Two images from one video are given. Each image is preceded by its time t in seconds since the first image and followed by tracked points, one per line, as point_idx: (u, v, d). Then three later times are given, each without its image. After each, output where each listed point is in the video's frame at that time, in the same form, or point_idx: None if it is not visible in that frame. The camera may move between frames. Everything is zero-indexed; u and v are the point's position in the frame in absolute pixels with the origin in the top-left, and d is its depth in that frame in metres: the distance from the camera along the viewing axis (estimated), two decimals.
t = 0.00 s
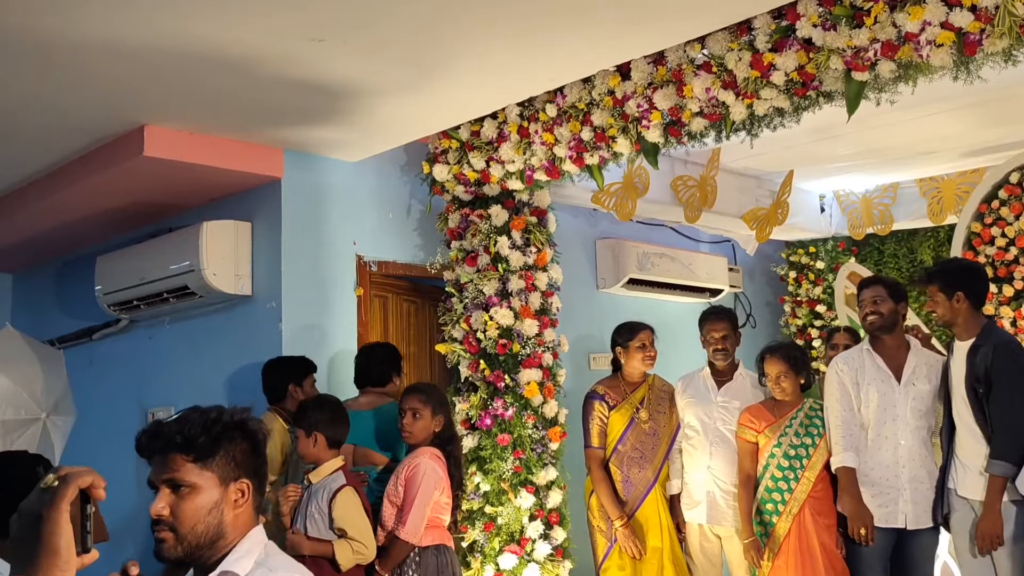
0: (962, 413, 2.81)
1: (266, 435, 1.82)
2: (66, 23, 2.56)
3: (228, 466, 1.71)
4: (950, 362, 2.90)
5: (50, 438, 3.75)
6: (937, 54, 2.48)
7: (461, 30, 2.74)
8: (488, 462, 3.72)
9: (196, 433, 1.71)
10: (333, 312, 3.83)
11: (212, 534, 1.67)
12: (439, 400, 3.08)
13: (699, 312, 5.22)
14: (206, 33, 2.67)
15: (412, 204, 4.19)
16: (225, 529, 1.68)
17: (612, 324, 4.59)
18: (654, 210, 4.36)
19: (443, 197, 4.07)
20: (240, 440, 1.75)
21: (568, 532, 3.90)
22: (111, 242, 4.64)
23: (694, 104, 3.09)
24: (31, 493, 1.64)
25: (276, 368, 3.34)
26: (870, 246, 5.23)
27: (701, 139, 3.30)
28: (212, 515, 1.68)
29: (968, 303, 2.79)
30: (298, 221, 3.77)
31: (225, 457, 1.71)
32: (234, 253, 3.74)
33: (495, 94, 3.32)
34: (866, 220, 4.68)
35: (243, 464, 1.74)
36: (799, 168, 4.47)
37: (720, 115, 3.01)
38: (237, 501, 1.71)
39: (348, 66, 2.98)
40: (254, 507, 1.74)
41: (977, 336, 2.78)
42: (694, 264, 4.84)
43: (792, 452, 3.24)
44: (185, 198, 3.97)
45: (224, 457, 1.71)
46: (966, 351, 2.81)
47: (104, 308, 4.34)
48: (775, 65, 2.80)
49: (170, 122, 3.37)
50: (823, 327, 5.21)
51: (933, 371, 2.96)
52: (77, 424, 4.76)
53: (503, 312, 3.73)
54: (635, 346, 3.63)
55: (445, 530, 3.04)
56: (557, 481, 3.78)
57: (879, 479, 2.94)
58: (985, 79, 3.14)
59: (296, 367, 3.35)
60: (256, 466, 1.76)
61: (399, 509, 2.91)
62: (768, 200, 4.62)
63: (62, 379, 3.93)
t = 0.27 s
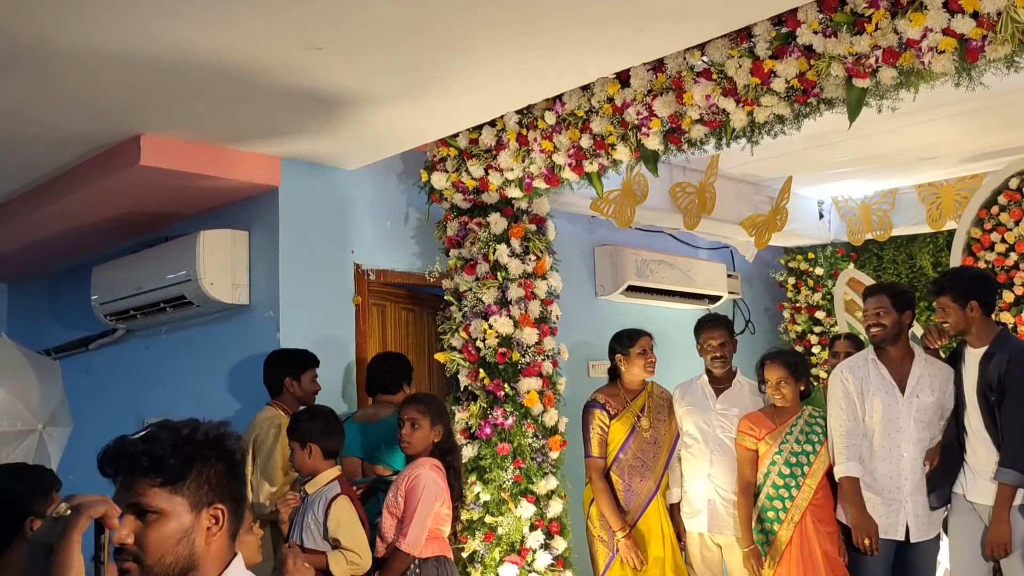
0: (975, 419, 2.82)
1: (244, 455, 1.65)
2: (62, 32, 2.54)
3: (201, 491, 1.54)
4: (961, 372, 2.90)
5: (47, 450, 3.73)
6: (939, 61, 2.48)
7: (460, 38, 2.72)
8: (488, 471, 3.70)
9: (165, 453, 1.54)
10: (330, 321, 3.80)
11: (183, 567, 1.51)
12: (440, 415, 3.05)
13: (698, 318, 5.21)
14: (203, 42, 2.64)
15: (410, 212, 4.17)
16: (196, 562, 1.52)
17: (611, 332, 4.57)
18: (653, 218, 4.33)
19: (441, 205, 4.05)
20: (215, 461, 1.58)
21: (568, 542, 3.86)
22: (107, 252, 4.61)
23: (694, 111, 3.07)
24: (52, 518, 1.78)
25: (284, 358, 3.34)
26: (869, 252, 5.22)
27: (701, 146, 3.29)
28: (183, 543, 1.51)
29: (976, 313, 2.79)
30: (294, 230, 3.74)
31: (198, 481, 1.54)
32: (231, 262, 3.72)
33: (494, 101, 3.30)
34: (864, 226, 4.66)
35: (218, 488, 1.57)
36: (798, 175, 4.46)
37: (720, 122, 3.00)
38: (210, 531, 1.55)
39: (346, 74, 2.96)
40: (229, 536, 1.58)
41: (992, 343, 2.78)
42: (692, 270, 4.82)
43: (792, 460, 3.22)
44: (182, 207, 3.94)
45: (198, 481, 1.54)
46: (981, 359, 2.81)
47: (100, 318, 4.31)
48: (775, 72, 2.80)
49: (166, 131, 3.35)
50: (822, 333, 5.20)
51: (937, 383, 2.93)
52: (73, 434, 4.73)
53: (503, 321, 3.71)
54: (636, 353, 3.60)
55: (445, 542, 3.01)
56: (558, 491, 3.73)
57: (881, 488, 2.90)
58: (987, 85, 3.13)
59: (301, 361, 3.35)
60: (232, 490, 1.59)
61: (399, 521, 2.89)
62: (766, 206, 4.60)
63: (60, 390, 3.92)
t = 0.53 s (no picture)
0: (958, 419, 2.73)
1: (195, 463, 1.57)
2: (38, 41, 2.50)
3: (144, 493, 1.46)
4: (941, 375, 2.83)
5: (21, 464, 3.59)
6: (916, 69, 2.54)
7: (441, 47, 2.71)
8: (470, 482, 3.67)
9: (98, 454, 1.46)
10: (308, 333, 3.76)
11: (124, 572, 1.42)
12: (419, 424, 3.01)
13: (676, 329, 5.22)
14: (181, 51, 2.61)
15: (389, 223, 4.15)
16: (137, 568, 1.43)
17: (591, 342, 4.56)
18: (631, 228, 4.34)
19: (421, 216, 4.04)
20: (162, 463, 1.50)
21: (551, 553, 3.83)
22: (82, 265, 4.54)
23: (673, 120, 3.09)
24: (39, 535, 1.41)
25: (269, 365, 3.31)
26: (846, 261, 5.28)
27: (680, 155, 3.31)
28: (124, 548, 1.42)
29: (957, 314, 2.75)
30: (273, 242, 3.70)
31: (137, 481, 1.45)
32: (209, 274, 3.67)
33: (474, 112, 3.30)
34: (841, 235, 4.77)
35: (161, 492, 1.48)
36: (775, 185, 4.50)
37: (700, 131, 3.02)
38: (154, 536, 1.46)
39: (326, 85, 2.94)
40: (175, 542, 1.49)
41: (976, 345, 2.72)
42: (671, 280, 4.83)
43: (773, 467, 3.22)
44: (159, 219, 3.89)
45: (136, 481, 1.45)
46: (964, 363, 2.74)
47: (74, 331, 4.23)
48: (753, 81, 2.83)
49: (143, 142, 3.30)
50: (800, 343, 5.23)
51: (915, 390, 2.90)
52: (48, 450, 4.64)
53: (483, 331, 3.70)
54: (617, 361, 3.58)
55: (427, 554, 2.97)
56: (540, 500, 3.73)
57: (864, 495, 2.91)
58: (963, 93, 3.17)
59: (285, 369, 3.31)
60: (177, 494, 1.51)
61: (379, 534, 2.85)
62: (744, 216, 4.63)
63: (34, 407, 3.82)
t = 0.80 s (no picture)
0: (919, 419, 2.79)
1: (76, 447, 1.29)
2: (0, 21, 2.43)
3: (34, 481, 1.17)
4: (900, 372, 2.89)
5: None
6: (884, 68, 2.60)
7: (415, 38, 2.70)
8: (436, 475, 3.65)
9: None
10: (274, 325, 3.71)
11: None
12: (386, 415, 2.99)
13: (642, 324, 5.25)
14: (150, 35, 2.56)
15: (357, 215, 4.13)
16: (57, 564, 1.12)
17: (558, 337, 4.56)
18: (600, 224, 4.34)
19: (390, 208, 4.01)
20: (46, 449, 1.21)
21: (516, 546, 3.83)
22: (42, 252, 4.44)
23: (645, 115, 3.11)
24: None
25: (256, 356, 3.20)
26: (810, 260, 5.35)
27: (651, 151, 3.33)
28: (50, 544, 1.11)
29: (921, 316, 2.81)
30: (238, 232, 3.64)
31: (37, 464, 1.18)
32: (174, 263, 3.61)
33: (446, 103, 3.28)
34: (805, 234, 4.83)
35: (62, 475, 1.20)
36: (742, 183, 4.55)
37: (671, 127, 3.05)
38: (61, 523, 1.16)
39: (299, 72, 2.90)
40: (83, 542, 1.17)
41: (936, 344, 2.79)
42: (638, 276, 4.85)
43: (735, 462, 3.26)
44: (123, 207, 3.81)
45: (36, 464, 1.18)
46: (924, 361, 2.81)
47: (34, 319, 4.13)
48: (724, 77, 2.87)
49: (108, 127, 3.23)
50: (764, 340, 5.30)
51: (871, 382, 2.90)
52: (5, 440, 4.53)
53: (452, 324, 3.69)
54: (587, 355, 3.58)
55: (392, 545, 2.96)
56: (506, 493, 3.72)
57: (823, 486, 2.90)
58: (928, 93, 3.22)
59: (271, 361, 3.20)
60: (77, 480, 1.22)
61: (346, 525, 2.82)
62: (711, 214, 4.67)
63: None
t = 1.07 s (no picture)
0: (858, 427, 2.81)
1: None
2: None
3: None
4: (835, 373, 2.91)
5: None
6: (844, 65, 2.67)
7: (380, 22, 2.67)
8: (393, 462, 3.64)
9: None
10: (231, 309, 3.66)
11: None
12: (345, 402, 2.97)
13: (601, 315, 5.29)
14: (108, 10, 2.50)
15: (318, 200, 4.08)
16: None
17: (518, 326, 4.57)
18: (562, 214, 4.31)
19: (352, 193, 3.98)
20: None
21: (472, 533, 3.85)
22: None
23: (608, 106, 3.13)
24: None
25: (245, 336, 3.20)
26: (767, 255, 5.42)
27: (614, 142, 3.36)
28: None
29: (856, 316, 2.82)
30: (196, 213, 3.58)
31: None
32: (130, 244, 3.53)
33: (411, 89, 3.27)
34: (763, 229, 4.92)
35: None
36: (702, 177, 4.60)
37: (634, 118, 3.08)
38: None
39: (262, 53, 2.86)
40: None
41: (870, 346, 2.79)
42: (598, 267, 4.86)
43: (692, 452, 3.30)
44: (77, 186, 3.73)
45: None
46: (859, 363, 2.81)
47: None
48: (688, 70, 2.91)
49: (64, 104, 3.16)
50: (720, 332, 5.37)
51: (818, 370, 3.01)
52: None
53: (412, 311, 3.67)
54: (548, 344, 3.57)
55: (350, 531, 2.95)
56: (463, 481, 3.74)
57: (770, 474, 3.00)
58: (886, 91, 3.29)
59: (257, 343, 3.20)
60: None
61: (304, 511, 2.80)
62: (671, 207, 4.70)
63: None
